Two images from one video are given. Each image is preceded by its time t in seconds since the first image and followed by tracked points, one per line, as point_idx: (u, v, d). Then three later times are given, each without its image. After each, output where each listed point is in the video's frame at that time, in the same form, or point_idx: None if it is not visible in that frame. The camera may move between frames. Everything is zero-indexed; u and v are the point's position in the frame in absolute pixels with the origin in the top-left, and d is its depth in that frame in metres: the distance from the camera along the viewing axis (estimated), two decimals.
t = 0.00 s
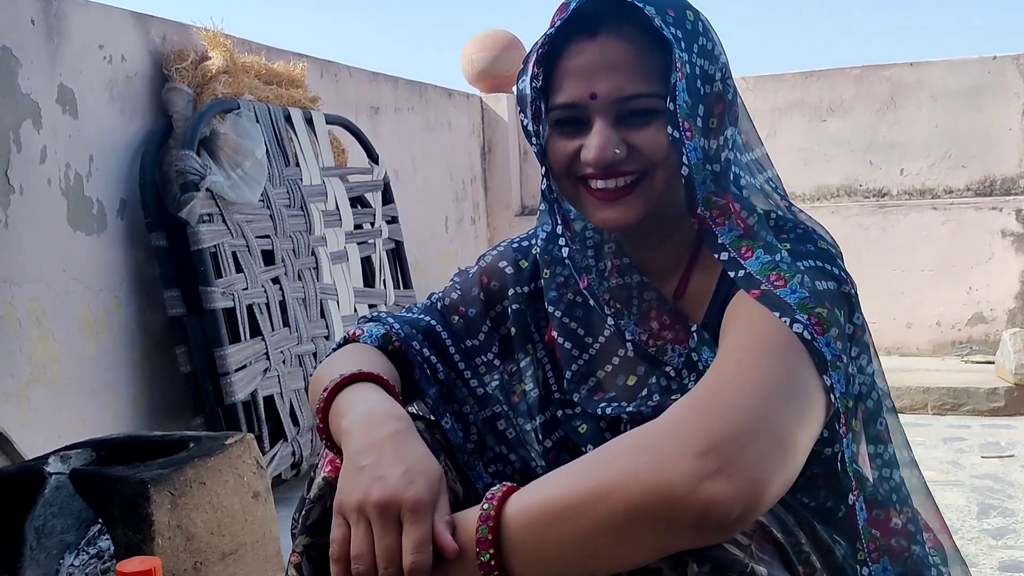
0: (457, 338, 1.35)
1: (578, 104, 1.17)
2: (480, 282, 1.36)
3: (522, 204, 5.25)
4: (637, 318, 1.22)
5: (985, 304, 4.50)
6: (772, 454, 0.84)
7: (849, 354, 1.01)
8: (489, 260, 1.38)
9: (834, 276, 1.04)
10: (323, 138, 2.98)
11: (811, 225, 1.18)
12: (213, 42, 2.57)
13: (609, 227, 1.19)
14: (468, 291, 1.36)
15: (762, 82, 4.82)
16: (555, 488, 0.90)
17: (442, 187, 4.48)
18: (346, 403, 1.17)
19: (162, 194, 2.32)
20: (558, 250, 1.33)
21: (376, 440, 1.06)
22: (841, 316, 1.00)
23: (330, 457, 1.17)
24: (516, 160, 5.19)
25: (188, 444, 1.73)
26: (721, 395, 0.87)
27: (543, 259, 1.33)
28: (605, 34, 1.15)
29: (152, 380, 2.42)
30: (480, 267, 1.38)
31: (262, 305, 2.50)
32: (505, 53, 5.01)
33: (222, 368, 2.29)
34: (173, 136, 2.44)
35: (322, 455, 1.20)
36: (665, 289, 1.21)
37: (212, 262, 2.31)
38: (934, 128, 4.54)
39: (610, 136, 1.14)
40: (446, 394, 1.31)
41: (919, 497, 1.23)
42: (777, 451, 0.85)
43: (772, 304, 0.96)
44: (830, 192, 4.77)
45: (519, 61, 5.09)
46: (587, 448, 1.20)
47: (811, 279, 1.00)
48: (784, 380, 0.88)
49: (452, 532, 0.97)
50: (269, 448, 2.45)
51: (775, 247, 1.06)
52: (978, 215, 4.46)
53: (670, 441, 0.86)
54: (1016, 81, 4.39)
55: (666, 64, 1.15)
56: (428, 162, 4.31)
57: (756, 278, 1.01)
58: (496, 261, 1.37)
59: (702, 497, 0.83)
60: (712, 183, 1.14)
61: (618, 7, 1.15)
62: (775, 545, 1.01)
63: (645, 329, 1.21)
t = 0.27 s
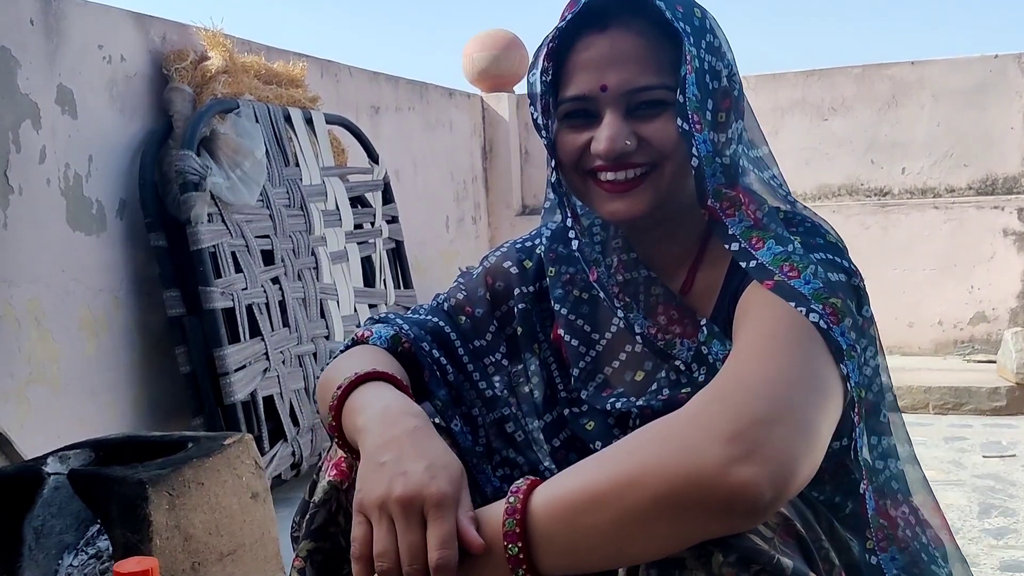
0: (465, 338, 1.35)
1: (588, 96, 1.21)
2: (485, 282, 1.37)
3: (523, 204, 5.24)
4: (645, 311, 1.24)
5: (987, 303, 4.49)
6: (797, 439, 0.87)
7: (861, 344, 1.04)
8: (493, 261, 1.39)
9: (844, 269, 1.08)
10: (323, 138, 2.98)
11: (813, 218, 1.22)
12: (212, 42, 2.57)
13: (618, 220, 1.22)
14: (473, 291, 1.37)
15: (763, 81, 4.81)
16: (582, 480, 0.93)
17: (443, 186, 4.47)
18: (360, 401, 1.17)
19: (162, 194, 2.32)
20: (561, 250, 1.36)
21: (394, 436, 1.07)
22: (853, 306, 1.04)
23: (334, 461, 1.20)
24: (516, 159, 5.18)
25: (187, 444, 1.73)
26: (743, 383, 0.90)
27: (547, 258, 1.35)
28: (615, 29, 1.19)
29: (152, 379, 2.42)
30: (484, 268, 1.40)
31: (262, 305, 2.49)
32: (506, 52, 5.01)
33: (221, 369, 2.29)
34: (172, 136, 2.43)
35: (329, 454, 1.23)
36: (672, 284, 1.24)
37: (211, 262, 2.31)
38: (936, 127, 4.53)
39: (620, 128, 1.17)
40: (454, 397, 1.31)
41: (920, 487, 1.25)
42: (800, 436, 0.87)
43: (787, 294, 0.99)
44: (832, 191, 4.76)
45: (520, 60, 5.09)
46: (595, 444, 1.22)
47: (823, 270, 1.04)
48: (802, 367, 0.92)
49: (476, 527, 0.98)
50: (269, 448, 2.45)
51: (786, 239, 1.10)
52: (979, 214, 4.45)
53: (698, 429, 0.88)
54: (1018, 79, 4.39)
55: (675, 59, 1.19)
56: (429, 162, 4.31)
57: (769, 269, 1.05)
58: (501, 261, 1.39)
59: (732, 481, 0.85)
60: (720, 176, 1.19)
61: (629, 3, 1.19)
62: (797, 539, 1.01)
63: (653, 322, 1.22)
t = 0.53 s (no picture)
0: (468, 345, 1.36)
1: (599, 100, 1.22)
2: (487, 288, 1.38)
3: (521, 208, 5.25)
4: (648, 316, 1.24)
5: (985, 307, 4.50)
6: (803, 443, 0.88)
7: (862, 350, 1.05)
8: (496, 266, 1.40)
9: (845, 275, 1.10)
10: (321, 144, 2.99)
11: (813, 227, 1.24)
12: (210, 49, 2.59)
13: (624, 224, 1.23)
14: (476, 297, 1.37)
15: (761, 86, 4.81)
16: (590, 493, 0.93)
17: (441, 191, 4.48)
18: (365, 420, 1.16)
19: (161, 202, 2.33)
20: (566, 254, 1.37)
21: (404, 461, 1.07)
22: (854, 311, 1.06)
23: (333, 472, 1.20)
24: (514, 164, 5.19)
25: (184, 451, 1.73)
26: (746, 390, 0.91)
27: (550, 262, 1.36)
28: (629, 34, 1.21)
29: (149, 386, 2.42)
30: (486, 273, 1.40)
31: (259, 311, 2.50)
32: (504, 58, 5.02)
33: (219, 375, 2.29)
34: (169, 143, 2.44)
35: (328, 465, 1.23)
36: (676, 290, 1.25)
37: (208, 268, 2.32)
38: (934, 132, 4.54)
39: (631, 132, 1.18)
40: (458, 406, 1.32)
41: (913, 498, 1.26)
42: (805, 441, 0.88)
43: (787, 298, 1.01)
44: (830, 196, 4.76)
45: (519, 65, 5.09)
46: (597, 450, 1.23)
47: (824, 275, 1.06)
48: (805, 372, 0.93)
49: (489, 552, 1.00)
50: (266, 454, 2.45)
51: (787, 245, 1.11)
52: (978, 218, 4.45)
53: (703, 437, 0.89)
54: (1016, 84, 4.39)
55: (687, 67, 1.21)
56: (428, 167, 4.32)
57: (770, 273, 1.06)
58: (504, 267, 1.39)
59: (740, 488, 0.86)
60: (725, 183, 1.20)
61: (643, 9, 1.21)
62: (805, 544, 1.07)
63: (657, 327, 1.23)
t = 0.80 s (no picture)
0: (466, 349, 1.35)
1: (600, 101, 1.22)
2: (486, 291, 1.38)
3: (520, 211, 5.25)
4: (648, 319, 1.24)
5: (983, 310, 4.50)
6: (805, 449, 0.88)
7: (863, 356, 1.05)
8: (494, 269, 1.39)
9: (846, 282, 1.10)
10: (319, 147, 2.99)
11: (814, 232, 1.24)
12: (207, 52, 2.59)
13: (624, 226, 1.23)
14: (474, 301, 1.37)
15: (759, 88, 4.82)
16: (590, 495, 0.93)
17: (440, 194, 4.48)
18: (362, 421, 1.16)
19: (158, 205, 2.33)
20: (565, 257, 1.36)
21: (398, 459, 1.07)
22: (855, 318, 1.06)
23: (330, 476, 1.21)
24: (513, 167, 5.19)
25: (180, 454, 1.73)
26: (749, 395, 0.91)
27: (550, 265, 1.35)
28: (631, 35, 1.21)
29: (147, 389, 2.42)
30: (484, 277, 1.40)
31: (256, 314, 2.50)
32: (503, 60, 5.02)
33: (216, 378, 2.28)
34: (167, 146, 2.44)
35: (325, 469, 1.25)
36: (675, 293, 1.25)
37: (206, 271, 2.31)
38: (932, 134, 4.54)
39: (631, 133, 1.18)
40: (456, 411, 1.32)
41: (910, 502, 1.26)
42: (807, 447, 0.88)
43: (790, 306, 1.01)
44: (828, 198, 4.77)
45: (517, 68, 5.10)
46: (596, 454, 1.23)
47: (826, 282, 1.06)
48: (806, 378, 0.93)
49: (483, 551, 1.00)
50: (263, 457, 2.45)
51: (789, 250, 1.11)
52: (976, 220, 4.45)
53: (705, 441, 0.89)
54: (1014, 86, 4.40)
55: (688, 69, 1.21)
56: (426, 169, 4.32)
57: (773, 280, 1.06)
58: (502, 270, 1.38)
59: (741, 493, 0.86)
60: (726, 187, 1.20)
61: (645, 10, 1.21)
62: (803, 551, 1.07)
63: (656, 330, 1.23)
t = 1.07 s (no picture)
0: (464, 349, 1.35)
1: (601, 98, 1.22)
2: (484, 291, 1.38)
3: (519, 212, 5.25)
4: (646, 317, 1.23)
5: (982, 311, 4.50)
6: (802, 449, 0.88)
7: (861, 356, 1.05)
8: (492, 270, 1.39)
9: (844, 281, 1.10)
10: (318, 148, 2.99)
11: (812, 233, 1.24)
12: (207, 53, 2.59)
13: (623, 224, 1.23)
14: (471, 301, 1.37)
15: (759, 89, 4.82)
16: (587, 495, 0.93)
17: (439, 195, 4.48)
18: (359, 421, 1.16)
19: (157, 206, 2.33)
20: (563, 257, 1.36)
21: (395, 460, 1.07)
22: (853, 318, 1.06)
23: (328, 476, 1.21)
24: (512, 168, 5.19)
25: (179, 455, 1.72)
26: (746, 394, 0.91)
27: (548, 264, 1.35)
28: (634, 32, 1.21)
29: (146, 390, 2.42)
30: (482, 277, 1.40)
31: (255, 315, 2.50)
32: (502, 61, 5.01)
33: (215, 379, 2.28)
34: (166, 146, 2.43)
35: (322, 469, 1.24)
36: (673, 292, 1.25)
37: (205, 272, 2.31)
38: (932, 135, 4.54)
39: (631, 132, 1.18)
40: (452, 411, 1.32)
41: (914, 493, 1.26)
42: (804, 446, 0.88)
43: (787, 305, 1.01)
44: (827, 199, 4.77)
45: (517, 69, 5.10)
46: (593, 454, 1.23)
47: (824, 281, 1.06)
48: (804, 378, 0.93)
49: (479, 551, 1.00)
50: (262, 458, 2.45)
51: (787, 250, 1.11)
52: (976, 222, 4.45)
53: (703, 440, 0.89)
54: (1014, 87, 4.40)
55: (689, 68, 1.21)
56: (426, 170, 4.31)
57: (770, 279, 1.06)
58: (499, 270, 1.38)
59: (738, 493, 0.86)
60: (726, 186, 1.20)
61: (648, 8, 1.21)
62: (800, 549, 1.06)
63: (654, 329, 1.22)
